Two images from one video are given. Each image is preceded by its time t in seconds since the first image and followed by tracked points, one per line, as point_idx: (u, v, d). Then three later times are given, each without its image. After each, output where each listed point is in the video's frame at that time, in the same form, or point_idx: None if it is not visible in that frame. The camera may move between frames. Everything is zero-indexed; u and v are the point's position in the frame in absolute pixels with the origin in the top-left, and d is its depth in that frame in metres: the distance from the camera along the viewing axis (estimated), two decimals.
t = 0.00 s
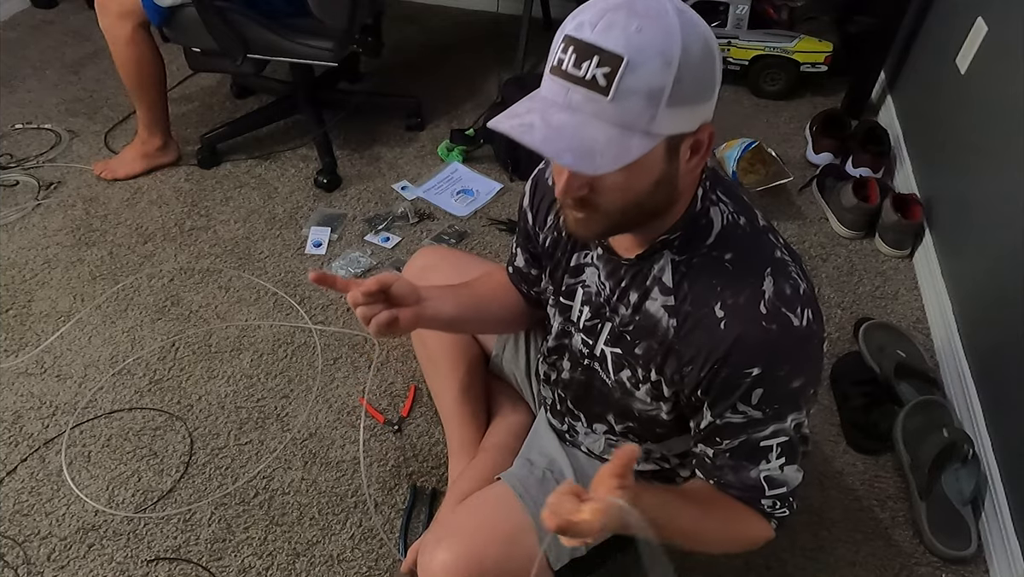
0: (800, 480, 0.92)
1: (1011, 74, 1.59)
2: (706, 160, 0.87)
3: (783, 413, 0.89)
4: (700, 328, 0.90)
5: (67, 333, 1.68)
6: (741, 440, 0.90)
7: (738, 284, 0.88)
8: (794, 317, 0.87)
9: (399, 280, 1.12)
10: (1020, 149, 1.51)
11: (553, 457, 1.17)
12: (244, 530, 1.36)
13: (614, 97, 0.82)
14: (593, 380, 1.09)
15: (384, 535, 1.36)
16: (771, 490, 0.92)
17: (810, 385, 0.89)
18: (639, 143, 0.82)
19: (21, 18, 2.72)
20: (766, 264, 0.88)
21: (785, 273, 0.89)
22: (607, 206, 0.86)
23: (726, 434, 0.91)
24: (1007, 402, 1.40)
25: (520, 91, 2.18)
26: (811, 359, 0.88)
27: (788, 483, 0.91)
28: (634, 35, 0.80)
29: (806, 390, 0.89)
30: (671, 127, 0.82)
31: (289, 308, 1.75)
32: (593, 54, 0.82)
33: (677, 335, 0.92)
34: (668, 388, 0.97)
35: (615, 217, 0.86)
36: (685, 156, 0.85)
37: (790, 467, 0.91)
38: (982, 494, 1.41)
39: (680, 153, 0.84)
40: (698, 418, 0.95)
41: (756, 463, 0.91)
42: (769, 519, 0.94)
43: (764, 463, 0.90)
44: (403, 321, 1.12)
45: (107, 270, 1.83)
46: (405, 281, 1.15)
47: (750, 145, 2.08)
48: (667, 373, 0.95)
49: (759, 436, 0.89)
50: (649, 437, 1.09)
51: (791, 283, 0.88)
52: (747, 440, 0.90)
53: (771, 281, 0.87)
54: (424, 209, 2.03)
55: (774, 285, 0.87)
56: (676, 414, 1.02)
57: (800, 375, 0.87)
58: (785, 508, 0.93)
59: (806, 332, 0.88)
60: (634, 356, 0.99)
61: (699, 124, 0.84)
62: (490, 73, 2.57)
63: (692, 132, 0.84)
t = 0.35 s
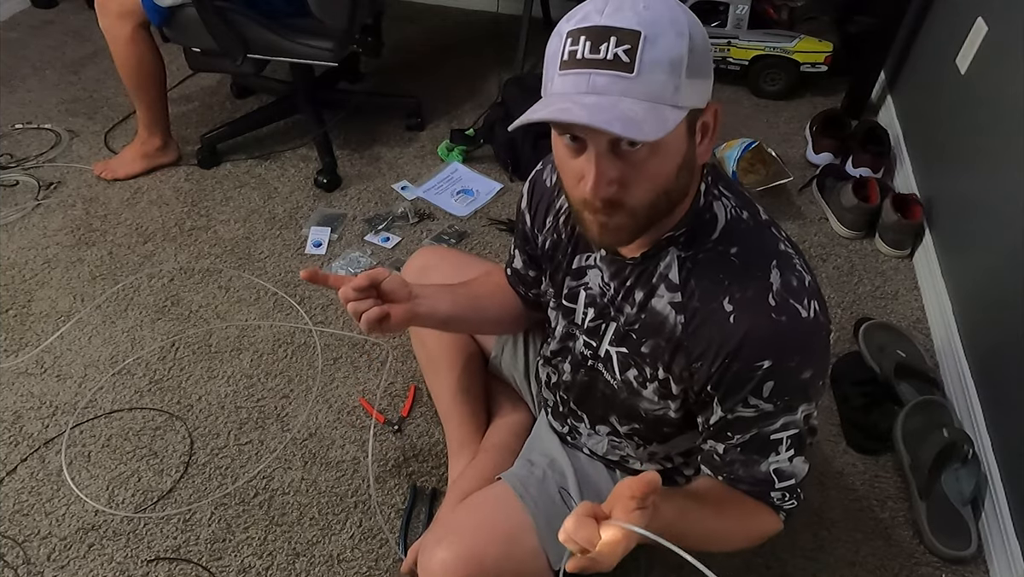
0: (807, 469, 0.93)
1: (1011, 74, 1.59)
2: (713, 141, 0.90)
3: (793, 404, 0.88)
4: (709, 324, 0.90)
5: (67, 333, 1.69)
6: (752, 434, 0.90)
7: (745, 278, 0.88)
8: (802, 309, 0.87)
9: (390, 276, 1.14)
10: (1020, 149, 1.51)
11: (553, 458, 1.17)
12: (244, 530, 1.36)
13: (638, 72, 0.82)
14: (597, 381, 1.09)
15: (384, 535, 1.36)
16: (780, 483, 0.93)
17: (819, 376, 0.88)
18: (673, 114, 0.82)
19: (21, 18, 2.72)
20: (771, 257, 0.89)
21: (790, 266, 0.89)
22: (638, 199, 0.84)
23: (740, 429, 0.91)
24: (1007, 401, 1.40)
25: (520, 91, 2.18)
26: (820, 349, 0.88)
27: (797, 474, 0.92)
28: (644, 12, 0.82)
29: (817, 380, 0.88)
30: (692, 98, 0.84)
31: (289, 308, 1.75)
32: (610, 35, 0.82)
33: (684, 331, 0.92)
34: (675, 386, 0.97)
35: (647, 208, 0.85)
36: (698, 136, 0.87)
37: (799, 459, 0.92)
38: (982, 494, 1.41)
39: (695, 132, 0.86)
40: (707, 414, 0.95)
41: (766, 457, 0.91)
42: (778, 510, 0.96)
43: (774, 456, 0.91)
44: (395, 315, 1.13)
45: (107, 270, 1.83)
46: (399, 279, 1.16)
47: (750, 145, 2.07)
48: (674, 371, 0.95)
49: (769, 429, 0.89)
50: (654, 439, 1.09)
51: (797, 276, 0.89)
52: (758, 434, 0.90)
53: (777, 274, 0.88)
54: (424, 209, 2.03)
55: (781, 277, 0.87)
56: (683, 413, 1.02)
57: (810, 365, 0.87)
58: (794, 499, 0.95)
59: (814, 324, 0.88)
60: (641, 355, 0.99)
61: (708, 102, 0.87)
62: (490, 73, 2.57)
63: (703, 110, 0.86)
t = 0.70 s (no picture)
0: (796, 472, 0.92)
1: (1011, 74, 1.59)
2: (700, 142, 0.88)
3: (781, 403, 0.88)
4: (700, 319, 0.90)
5: (67, 333, 1.68)
6: (738, 431, 0.90)
7: (737, 275, 0.88)
8: (793, 308, 0.87)
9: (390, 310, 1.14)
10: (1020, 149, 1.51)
11: (552, 457, 1.18)
12: (244, 530, 1.36)
13: (609, 69, 0.82)
14: (594, 375, 1.08)
15: (384, 535, 1.36)
16: (765, 481, 0.92)
17: (810, 376, 0.88)
18: (642, 113, 0.82)
19: (21, 18, 2.72)
20: (765, 255, 0.89)
21: (784, 266, 0.89)
22: (610, 190, 0.84)
23: (727, 425, 0.90)
24: (1007, 402, 1.40)
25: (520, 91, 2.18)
26: (810, 349, 0.88)
27: (783, 474, 0.91)
28: (624, 8, 0.81)
29: (806, 381, 0.88)
30: (668, 98, 0.82)
31: (289, 308, 1.75)
32: (586, 30, 0.83)
33: (676, 325, 0.92)
34: (668, 380, 0.97)
35: (620, 200, 0.85)
36: (682, 135, 0.86)
37: (787, 459, 0.91)
38: (983, 494, 1.41)
39: (677, 131, 0.85)
40: (697, 409, 0.95)
41: (752, 454, 0.90)
42: (763, 510, 0.94)
43: (760, 454, 0.90)
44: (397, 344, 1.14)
45: (107, 270, 1.83)
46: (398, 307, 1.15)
47: (750, 145, 2.07)
48: (665, 366, 0.95)
49: (756, 427, 0.89)
50: (649, 435, 1.09)
51: (790, 275, 0.89)
52: (744, 432, 0.89)
53: (770, 272, 0.88)
54: (424, 209, 2.03)
55: (773, 276, 0.88)
56: (675, 408, 1.01)
57: (799, 365, 0.87)
58: (779, 499, 0.93)
59: (805, 324, 0.88)
60: (634, 349, 0.98)
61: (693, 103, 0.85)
62: (490, 73, 2.57)
63: (687, 109, 0.85)
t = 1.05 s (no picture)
0: (770, 477, 0.93)
1: (1011, 73, 1.59)
2: (671, 148, 0.86)
3: (760, 401, 0.88)
4: (687, 312, 0.89)
5: (67, 334, 1.69)
6: (713, 425, 0.90)
7: (724, 270, 0.87)
8: (779, 307, 0.86)
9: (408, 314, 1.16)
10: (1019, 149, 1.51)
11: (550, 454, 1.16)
12: (244, 530, 1.36)
13: (565, 72, 0.84)
14: (592, 369, 1.08)
15: (384, 535, 1.36)
16: (734, 479, 0.92)
17: (792, 377, 0.87)
18: (588, 118, 0.83)
19: (21, 18, 2.72)
20: (755, 253, 0.88)
21: (774, 264, 0.88)
22: (569, 180, 0.86)
23: (702, 417, 0.91)
24: (1007, 402, 1.40)
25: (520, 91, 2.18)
26: (796, 348, 0.87)
27: (754, 474, 0.92)
28: (589, 13, 0.82)
29: (788, 380, 0.88)
30: (621, 105, 0.81)
31: (289, 308, 1.75)
32: (551, 30, 0.85)
33: (663, 317, 0.92)
34: (655, 372, 0.97)
35: (578, 192, 0.86)
36: (648, 141, 0.84)
37: (760, 459, 0.91)
38: (982, 494, 1.41)
39: (641, 137, 0.84)
40: (677, 400, 0.95)
41: (725, 450, 0.91)
42: (731, 508, 0.95)
43: (732, 451, 0.91)
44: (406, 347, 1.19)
45: (107, 270, 1.83)
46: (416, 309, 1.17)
47: (750, 145, 2.07)
48: (652, 357, 0.96)
49: (729, 423, 0.89)
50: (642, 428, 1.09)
51: (780, 274, 0.87)
52: (718, 427, 0.90)
53: (758, 270, 0.87)
54: (424, 209, 2.03)
55: (761, 274, 0.87)
56: (665, 401, 1.01)
57: (780, 364, 0.86)
58: (747, 498, 0.94)
59: (791, 323, 0.87)
60: (624, 341, 0.99)
61: (662, 110, 0.83)
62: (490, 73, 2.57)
63: (655, 116, 0.83)
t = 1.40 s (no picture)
0: (773, 477, 0.93)
1: (1011, 74, 1.59)
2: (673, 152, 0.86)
3: (764, 401, 0.88)
4: (689, 313, 0.89)
5: (67, 334, 1.68)
6: (716, 425, 0.90)
7: (726, 270, 0.87)
8: (782, 307, 0.86)
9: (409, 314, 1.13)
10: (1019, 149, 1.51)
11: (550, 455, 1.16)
12: (244, 530, 1.36)
13: (566, 82, 0.83)
14: (592, 370, 1.08)
15: (384, 536, 1.36)
16: (737, 479, 0.92)
17: (794, 377, 0.88)
18: (588, 128, 0.82)
19: (21, 18, 2.72)
20: (757, 253, 0.88)
21: (776, 264, 0.88)
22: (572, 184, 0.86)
23: (705, 418, 0.91)
24: (1007, 402, 1.40)
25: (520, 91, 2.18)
26: (797, 348, 0.87)
27: (758, 475, 0.92)
28: (591, 23, 0.81)
29: (791, 380, 0.88)
30: (623, 115, 0.81)
31: (289, 308, 1.75)
32: (553, 39, 0.84)
33: (666, 318, 0.92)
34: (657, 373, 0.97)
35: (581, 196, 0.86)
36: (650, 147, 0.84)
37: (764, 460, 0.91)
38: (982, 494, 1.41)
39: (643, 143, 0.83)
40: (680, 400, 0.95)
41: (729, 451, 0.91)
42: (733, 508, 0.95)
43: (736, 451, 0.91)
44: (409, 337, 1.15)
45: (107, 270, 1.83)
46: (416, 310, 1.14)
47: (750, 145, 2.07)
48: (655, 358, 0.95)
49: (732, 423, 0.89)
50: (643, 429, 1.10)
51: (782, 273, 0.87)
52: (721, 427, 0.90)
53: (760, 270, 0.87)
54: (424, 209, 2.03)
55: (763, 274, 0.87)
56: (667, 402, 1.02)
57: (782, 364, 0.86)
58: (751, 499, 0.94)
59: (793, 323, 0.87)
60: (626, 342, 0.99)
61: (664, 117, 0.82)
62: (490, 73, 2.57)
63: (657, 124, 0.82)
